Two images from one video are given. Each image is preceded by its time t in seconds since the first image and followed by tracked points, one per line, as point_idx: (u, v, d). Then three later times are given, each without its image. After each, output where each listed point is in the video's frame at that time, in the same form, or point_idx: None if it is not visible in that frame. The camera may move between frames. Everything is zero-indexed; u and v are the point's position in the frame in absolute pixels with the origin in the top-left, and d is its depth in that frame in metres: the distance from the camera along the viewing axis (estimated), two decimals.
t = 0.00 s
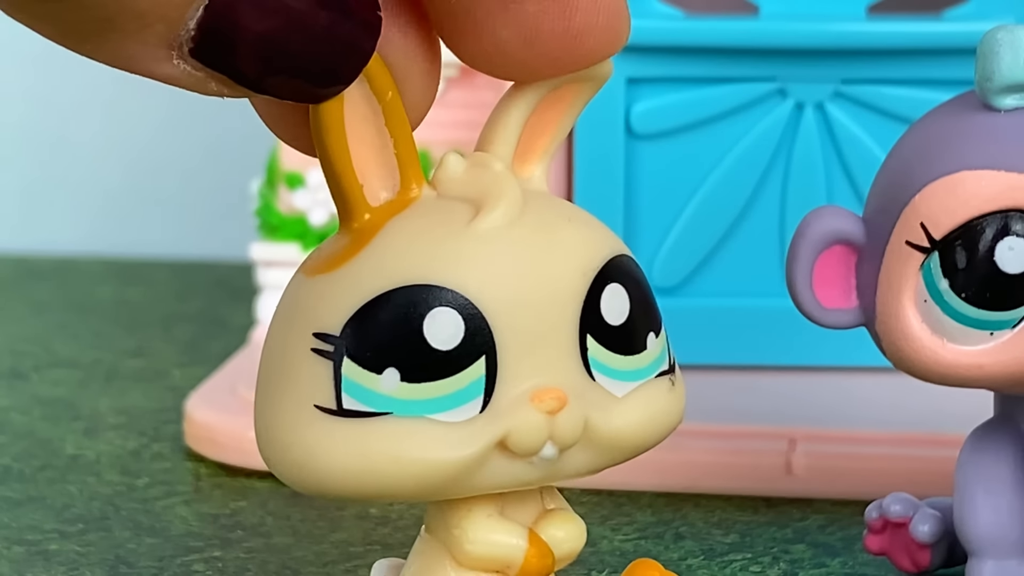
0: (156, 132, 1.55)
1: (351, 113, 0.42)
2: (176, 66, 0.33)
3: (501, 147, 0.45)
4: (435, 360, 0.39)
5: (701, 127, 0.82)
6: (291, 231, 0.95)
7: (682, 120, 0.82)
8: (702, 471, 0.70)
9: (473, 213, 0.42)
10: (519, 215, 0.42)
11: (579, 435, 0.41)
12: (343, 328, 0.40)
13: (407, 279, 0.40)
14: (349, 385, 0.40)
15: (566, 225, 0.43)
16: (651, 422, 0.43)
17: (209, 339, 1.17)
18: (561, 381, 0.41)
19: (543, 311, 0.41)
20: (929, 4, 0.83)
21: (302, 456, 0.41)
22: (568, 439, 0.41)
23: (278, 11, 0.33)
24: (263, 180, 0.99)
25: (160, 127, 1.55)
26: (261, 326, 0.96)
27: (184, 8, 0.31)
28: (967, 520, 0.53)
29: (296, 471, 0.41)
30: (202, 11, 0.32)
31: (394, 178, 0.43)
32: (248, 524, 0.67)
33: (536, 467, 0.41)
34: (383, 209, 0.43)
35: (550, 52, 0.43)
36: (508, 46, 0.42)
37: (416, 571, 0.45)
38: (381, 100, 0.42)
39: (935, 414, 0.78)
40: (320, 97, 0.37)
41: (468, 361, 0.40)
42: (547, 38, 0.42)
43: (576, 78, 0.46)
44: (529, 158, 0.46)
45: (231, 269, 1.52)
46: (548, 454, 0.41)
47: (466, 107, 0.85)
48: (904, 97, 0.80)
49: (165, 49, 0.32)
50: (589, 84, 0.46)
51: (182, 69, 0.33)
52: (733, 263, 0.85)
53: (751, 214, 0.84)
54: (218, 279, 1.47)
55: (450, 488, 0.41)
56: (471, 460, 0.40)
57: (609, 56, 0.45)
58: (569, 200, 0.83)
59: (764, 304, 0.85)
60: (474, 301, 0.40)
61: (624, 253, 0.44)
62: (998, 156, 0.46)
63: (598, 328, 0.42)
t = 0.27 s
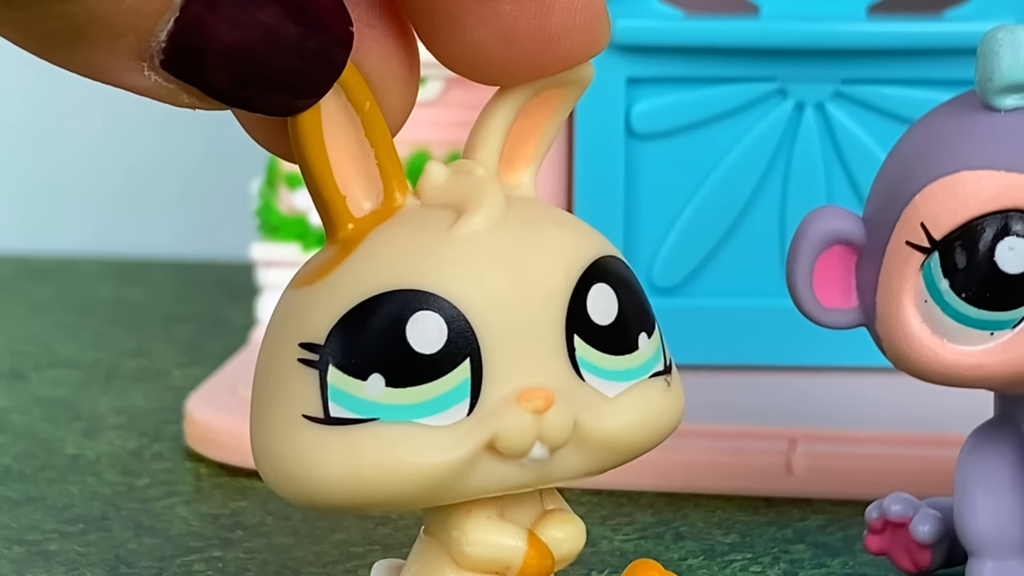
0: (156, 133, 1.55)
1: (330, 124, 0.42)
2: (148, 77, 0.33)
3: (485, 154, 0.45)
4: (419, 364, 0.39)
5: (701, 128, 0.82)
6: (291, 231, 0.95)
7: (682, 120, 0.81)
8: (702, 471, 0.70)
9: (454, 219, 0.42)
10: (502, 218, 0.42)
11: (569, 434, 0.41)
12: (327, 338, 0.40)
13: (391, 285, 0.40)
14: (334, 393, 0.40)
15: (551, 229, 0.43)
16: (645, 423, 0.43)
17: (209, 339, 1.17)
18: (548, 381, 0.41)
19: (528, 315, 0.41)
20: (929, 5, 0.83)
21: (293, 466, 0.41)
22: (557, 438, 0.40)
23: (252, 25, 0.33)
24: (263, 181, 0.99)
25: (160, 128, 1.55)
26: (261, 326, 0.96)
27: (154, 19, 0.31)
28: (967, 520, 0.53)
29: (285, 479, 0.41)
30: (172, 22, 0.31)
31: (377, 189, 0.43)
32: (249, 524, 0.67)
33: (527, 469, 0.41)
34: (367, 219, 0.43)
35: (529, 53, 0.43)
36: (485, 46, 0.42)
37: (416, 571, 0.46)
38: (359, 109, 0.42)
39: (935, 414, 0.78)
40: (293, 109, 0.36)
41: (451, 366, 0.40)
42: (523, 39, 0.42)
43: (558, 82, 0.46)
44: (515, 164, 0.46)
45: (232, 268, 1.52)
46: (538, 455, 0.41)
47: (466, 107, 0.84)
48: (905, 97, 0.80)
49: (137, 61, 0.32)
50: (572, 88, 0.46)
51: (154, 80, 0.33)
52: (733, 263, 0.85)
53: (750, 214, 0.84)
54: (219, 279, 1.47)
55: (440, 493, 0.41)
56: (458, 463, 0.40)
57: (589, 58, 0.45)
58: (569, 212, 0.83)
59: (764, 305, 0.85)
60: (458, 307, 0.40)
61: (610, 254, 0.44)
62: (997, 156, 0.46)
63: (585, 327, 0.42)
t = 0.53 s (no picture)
0: (156, 132, 1.55)
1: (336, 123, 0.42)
2: (161, 78, 0.33)
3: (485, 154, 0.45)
4: (434, 364, 0.39)
5: (701, 127, 0.82)
6: (291, 231, 0.95)
7: (682, 120, 0.82)
8: (702, 471, 0.70)
9: (463, 219, 0.42)
10: (510, 218, 0.42)
11: (584, 432, 0.41)
12: (343, 339, 0.40)
13: (403, 285, 0.40)
14: (351, 395, 0.40)
15: (559, 229, 0.43)
16: (651, 421, 0.43)
17: (209, 339, 1.17)
18: (563, 378, 0.41)
19: (540, 314, 0.41)
20: (929, 4, 0.83)
21: (307, 470, 0.40)
22: (572, 436, 0.41)
23: (265, 22, 0.33)
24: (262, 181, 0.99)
25: (161, 128, 1.55)
26: (261, 326, 0.96)
27: (170, 18, 0.31)
28: (967, 520, 0.53)
29: (295, 481, 0.41)
30: (186, 21, 0.31)
31: (382, 190, 0.43)
32: (248, 524, 0.67)
33: (542, 468, 0.41)
34: (372, 220, 0.43)
35: (530, 47, 0.43)
36: (486, 37, 0.42)
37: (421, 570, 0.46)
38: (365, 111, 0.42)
39: (935, 414, 0.78)
40: (303, 108, 0.36)
41: (467, 367, 0.40)
42: (525, 31, 0.42)
43: (557, 79, 0.46)
44: (514, 164, 0.46)
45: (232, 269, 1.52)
46: (554, 453, 0.41)
47: (466, 107, 0.84)
48: (904, 96, 0.80)
49: (150, 61, 0.32)
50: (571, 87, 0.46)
51: (167, 80, 0.33)
52: (733, 263, 0.85)
53: (750, 214, 0.84)
54: (219, 279, 1.47)
55: (456, 494, 0.41)
56: (476, 462, 0.40)
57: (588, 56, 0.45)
58: (569, 212, 0.83)
59: (763, 304, 0.85)
60: (471, 304, 0.40)
61: (613, 252, 0.44)
62: (997, 156, 0.46)
63: (594, 325, 0.42)
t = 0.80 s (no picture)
0: (157, 132, 1.55)
1: (347, 123, 0.42)
2: (172, 75, 0.32)
3: (496, 151, 0.45)
4: (439, 368, 0.39)
5: (701, 128, 0.82)
6: (291, 231, 0.95)
7: (682, 120, 0.82)
8: (702, 471, 0.70)
9: (472, 220, 0.42)
10: (520, 219, 0.42)
11: (586, 440, 0.41)
12: (346, 341, 0.40)
13: (408, 288, 0.40)
14: (353, 398, 0.40)
15: (567, 232, 0.43)
16: (656, 426, 0.43)
17: (209, 338, 1.17)
18: (567, 385, 0.41)
19: (547, 318, 0.41)
20: (929, 4, 0.83)
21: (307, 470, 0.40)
22: (574, 444, 0.41)
23: (276, 20, 0.32)
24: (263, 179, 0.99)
25: (162, 128, 1.55)
26: (261, 326, 0.96)
27: (179, 16, 0.30)
28: (967, 520, 0.53)
29: (296, 480, 0.41)
30: (196, 19, 0.31)
31: (391, 190, 0.43)
32: (248, 524, 0.67)
33: (544, 474, 0.41)
34: (382, 219, 0.43)
35: (541, 48, 0.43)
36: (500, 36, 0.42)
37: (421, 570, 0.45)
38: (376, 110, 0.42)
39: (935, 414, 0.78)
40: (316, 106, 0.35)
41: (471, 371, 0.40)
42: (538, 32, 0.42)
43: (569, 82, 0.46)
44: (525, 163, 0.46)
45: (232, 268, 1.53)
46: (556, 460, 0.41)
47: (467, 107, 0.84)
48: (904, 96, 0.80)
49: (160, 58, 0.31)
50: (584, 89, 0.46)
51: (177, 79, 0.32)
52: (733, 263, 0.85)
53: (751, 214, 0.84)
54: (219, 279, 1.48)
55: (456, 498, 0.41)
56: (476, 467, 0.40)
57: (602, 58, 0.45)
58: (569, 207, 0.83)
59: (764, 304, 0.85)
60: (475, 308, 0.40)
61: (624, 257, 0.44)
62: (997, 156, 0.46)
63: (601, 332, 0.42)
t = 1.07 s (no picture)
0: (157, 133, 1.55)
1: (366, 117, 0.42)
2: (194, 69, 0.33)
3: (520, 150, 0.45)
4: (442, 371, 0.39)
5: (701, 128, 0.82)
6: (291, 231, 0.95)
7: (683, 120, 0.82)
8: (702, 471, 0.70)
9: (488, 221, 0.42)
10: (537, 222, 0.42)
11: (587, 450, 0.41)
12: (351, 335, 0.40)
13: (409, 291, 0.40)
14: (355, 394, 0.40)
15: (581, 235, 0.42)
16: (661, 438, 0.43)
17: (209, 338, 1.17)
18: (569, 396, 0.41)
19: (552, 326, 0.40)
20: (929, 5, 0.83)
21: (307, 461, 0.41)
22: (574, 455, 0.40)
23: (298, 14, 0.33)
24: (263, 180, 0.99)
25: (162, 128, 1.55)
26: (261, 326, 0.96)
27: (201, 10, 0.31)
28: (968, 520, 0.53)
29: (295, 470, 0.41)
30: (216, 14, 0.31)
31: (410, 185, 0.43)
32: (248, 524, 0.67)
33: (541, 482, 0.41)
34: (396, 214, 0.43)
35: (572, 49, 0.43)
36: (527, 38, 0.42)
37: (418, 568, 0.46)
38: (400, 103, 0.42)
39: (934, 414, 0.78)
40: (337, 100, 0.36)
41: (476, 375, 0.40)
42: (566, 34, 0.42)
43: (601, 83, 0.46)
44: (551, 164, 0.46)
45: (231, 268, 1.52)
46: (554, 470, 0.41)
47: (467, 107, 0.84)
48: (904, 97, 0.80)
49: (181, 54, 0.32)
50: (614, 91, 0.46)
51: (199, 71, 0.33)
52: (733, 262, 0.85)
53: (751, 214, 0.84)
54: (218, 279, 1.47)
55: (453, 501, 0.41)
56: (472, 473, 0.40)
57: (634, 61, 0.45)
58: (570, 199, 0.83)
59: (764, 304, 0.85)
60: (480, 311, 0.40)
61: (642, 264, 0.44)
62: (997, 156, 0.46)
63: (609, 341, 0.42)
